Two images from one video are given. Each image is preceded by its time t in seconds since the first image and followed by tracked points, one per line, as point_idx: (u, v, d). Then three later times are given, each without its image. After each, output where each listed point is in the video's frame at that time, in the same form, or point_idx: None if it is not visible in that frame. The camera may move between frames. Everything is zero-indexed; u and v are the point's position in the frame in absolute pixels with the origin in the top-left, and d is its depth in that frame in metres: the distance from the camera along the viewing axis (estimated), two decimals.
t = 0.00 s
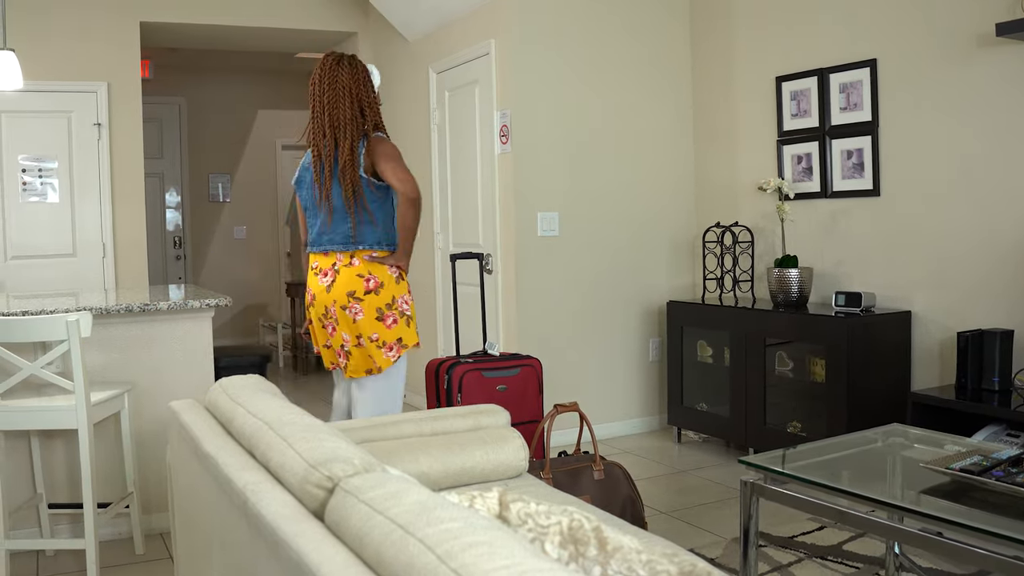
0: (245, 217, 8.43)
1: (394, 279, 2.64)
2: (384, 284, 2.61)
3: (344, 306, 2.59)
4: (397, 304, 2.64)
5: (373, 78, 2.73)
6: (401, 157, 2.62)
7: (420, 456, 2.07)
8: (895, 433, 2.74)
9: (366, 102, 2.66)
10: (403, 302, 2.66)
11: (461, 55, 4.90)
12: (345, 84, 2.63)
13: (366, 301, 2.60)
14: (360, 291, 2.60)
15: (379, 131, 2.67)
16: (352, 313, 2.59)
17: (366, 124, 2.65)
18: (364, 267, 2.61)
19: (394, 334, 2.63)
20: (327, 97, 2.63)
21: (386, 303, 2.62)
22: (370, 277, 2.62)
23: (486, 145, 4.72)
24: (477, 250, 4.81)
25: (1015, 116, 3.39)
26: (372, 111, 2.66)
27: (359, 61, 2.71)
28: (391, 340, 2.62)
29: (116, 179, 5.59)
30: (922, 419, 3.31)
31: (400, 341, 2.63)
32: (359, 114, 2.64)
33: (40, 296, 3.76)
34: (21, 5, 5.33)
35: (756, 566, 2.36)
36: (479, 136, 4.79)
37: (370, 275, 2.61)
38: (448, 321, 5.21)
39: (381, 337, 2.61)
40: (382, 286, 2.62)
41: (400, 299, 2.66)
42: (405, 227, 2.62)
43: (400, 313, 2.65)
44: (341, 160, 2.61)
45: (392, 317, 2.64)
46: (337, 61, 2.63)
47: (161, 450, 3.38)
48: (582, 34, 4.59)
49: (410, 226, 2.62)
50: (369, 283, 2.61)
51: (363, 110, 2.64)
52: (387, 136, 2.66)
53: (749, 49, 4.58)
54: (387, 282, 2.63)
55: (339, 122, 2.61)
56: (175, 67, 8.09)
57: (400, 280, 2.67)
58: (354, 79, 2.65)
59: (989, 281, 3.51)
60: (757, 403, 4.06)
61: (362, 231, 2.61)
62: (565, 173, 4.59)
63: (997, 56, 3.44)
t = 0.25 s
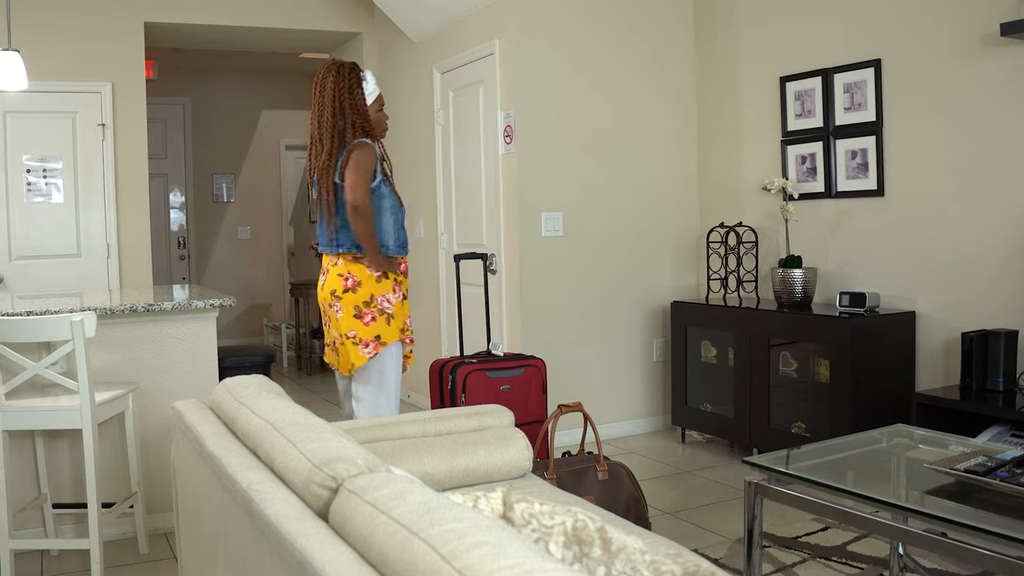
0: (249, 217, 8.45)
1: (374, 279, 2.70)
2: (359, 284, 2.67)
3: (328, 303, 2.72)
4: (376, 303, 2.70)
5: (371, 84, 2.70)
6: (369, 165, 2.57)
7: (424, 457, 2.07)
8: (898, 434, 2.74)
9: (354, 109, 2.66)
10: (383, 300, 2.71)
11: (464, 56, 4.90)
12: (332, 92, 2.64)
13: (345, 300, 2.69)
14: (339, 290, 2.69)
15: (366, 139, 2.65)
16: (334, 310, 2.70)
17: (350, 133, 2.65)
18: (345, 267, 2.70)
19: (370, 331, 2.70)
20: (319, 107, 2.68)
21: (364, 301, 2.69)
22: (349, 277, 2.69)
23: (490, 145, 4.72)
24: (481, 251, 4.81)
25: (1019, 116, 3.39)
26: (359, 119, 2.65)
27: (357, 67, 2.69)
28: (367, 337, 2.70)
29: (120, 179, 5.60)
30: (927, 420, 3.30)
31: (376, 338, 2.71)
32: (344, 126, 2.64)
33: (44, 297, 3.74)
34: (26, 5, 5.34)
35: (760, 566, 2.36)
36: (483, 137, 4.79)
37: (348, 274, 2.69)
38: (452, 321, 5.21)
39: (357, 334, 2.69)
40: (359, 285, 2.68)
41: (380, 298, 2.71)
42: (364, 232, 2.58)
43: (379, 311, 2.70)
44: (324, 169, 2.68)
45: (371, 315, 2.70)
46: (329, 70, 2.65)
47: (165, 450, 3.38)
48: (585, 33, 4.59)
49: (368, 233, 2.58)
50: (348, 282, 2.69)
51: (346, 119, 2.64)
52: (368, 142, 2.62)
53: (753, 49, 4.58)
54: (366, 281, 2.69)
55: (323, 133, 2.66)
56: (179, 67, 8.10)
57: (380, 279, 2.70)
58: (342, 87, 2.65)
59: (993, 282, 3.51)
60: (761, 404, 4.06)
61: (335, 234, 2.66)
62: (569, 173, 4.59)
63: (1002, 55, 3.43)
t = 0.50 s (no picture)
0: (249, 219, 8.45)
1: (345, 280, 2.54)
2: (330, 284, 2.53)
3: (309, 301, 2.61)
4: (345, 305, 2.54)
5: (358, 88, 2.54)
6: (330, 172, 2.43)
7: (425, 459, 2.07)
8: (898, 435, 2.74)
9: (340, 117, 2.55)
10: (352, 302, 2.54)
11: (464, 57, 4.91)
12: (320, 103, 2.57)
13: (319, 300, 2.56)
14: (314, 290, 2.57)
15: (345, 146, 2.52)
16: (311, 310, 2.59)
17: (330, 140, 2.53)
18: (320, 267, 2.57)
19: (340, 332, 2.54)
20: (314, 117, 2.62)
21: (334, 302, 2.54)
22: (323, 277, 2.56)
23: (490, 147, 4.72)
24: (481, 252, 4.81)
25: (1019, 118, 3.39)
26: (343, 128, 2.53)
27: (347, 72, 2.56)
28: (337, 338, 2.54)
29: (121, 181, 5.60)
30: (927, 421, 3.30)
31: (345, 339, 2.54)
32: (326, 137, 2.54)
33: (45, 298, 3.76)
34: (27, 7, 5.34)
35: (760, 568, 2.36)
36: (483, 138, 4.79)
37: (322, 275, 2.56)
38: (452, 323, 5.21)
39: (327, 335, 2.55)
40: (330, 286, 2.54)
41: (349, 300, 2.54)
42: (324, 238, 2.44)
43: (348, 313, 2.54)
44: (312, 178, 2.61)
45: (341, 316, 2.54)
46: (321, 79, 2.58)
47: (165, 452, 3.38)
48: (585, 35, 4.59)
49: (322, 241, 2.44)
50: (321, 282, 2.56)
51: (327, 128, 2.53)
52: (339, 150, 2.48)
53: (753, 51, 4.58)
54: (335, 281, 2.54)
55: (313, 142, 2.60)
56: (179, 69, 8.11)
57: (347, 281, 2.54)
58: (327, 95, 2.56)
59: (993, 284, 3.51)
60: (761, 405, 4.06)
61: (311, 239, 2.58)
62: (570, 175, 4.59)
63: (1002, 57, 3.43)
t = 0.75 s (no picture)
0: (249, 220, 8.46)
1: (311, 277, 2.50)
2: (299, 281, 2.52)
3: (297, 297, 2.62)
4: (311, 301, 2.50)
5: (348, 91, 2.49)
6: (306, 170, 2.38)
7: (424, 460, 2.07)
8: (898, 437, 2.74)
9: (328, 118, 2.48)
10: (316, 299, 2.49)
11: (464, 59, 4.91)
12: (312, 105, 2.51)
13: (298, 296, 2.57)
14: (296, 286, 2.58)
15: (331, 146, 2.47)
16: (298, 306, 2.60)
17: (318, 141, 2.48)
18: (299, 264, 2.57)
19: (310, 328, 2.51)
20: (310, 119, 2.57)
21: (305, 299, 2.52)
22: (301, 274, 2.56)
23: (490, 149, 4.72)
24: (481, 253, 4.81)
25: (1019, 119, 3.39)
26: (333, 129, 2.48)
27: (342, 74, 2.51)
28: (308, 334, 2.51)
29: (121, 182, 5.61)
30: (926, 422, 3.31)
31: (315, 335, 2.50)
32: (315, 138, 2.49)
33: (46, 299, 3.76)
34: (27, 8, 5.34)
35: (761, 569, 2.36)
36: (484, 140, 4.79)
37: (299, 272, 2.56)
38: (452, 324, 5.21)
39: (303, 330, 2.54)
40: (302, 283, 2.53)
41: (314, 297, 2.49)
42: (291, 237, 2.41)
43: (314, 309, 2.49)
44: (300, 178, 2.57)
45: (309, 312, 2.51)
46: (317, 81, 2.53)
47: (165, 453, 3.38)
48: (585, 36, 4.60)
49: (290, 238, 2.40)
50: (298, 278, 2.56)
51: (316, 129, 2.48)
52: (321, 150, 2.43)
53: (753, 52, 4.59)
54: (307, 277, 2.52)
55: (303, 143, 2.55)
56: (180, 70, 8.11)
57: (314, 278, 2.49)
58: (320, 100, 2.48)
59: (993, 285, 3.51)
60: (761, 407, 4.06)
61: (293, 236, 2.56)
62: (569, 176, 4.59)
63: (1001, 58, 3.43)
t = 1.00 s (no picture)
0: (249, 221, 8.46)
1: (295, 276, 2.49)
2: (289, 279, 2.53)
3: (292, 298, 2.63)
4: (293, 300, 2.49)
5: (340, 92, 2.48)
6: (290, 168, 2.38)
7: (425, 461, 2.07)
8: (899, 438, 2.74)
9: (318, 118, 2.48)
10: (297, 298, 2.48)
11: (464, 60, 4.91)
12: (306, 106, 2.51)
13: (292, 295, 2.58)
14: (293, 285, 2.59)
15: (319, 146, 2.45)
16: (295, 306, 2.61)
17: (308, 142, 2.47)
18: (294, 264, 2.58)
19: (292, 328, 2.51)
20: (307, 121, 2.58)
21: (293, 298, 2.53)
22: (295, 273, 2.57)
23: (490, 150, 4.72)
24: (481, 254, 4.82)
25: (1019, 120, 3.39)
26: (323, 129, 2.47)
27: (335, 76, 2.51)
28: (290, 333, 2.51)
29: (121, 183, 5.61)
30: (926, 423, 3.31)
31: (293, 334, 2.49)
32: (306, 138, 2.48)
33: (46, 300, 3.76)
34: (28, 9, 5.34)
35: (761, 570, 2.35)
36: (484, 141, 4.79)
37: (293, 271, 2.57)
38: (452, 325, 5.21)
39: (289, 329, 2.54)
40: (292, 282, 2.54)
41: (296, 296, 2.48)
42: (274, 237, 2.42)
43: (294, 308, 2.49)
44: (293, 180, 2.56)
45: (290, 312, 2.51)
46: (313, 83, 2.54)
47: (165, 455, 3.38)
48: (585, 37, 4.60)
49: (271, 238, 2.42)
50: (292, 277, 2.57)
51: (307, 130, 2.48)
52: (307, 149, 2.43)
53: (753, 53, 4.59)
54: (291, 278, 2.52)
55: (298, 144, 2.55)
56: (180, 71, 8.12)
57: (294, 278, 2.48)
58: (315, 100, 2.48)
59: (993, 286, 3.51)
60: (762, 408, 4.06)
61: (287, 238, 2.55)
62: (570, 177, 4.59)
63: (1002, 59, 3.43)
